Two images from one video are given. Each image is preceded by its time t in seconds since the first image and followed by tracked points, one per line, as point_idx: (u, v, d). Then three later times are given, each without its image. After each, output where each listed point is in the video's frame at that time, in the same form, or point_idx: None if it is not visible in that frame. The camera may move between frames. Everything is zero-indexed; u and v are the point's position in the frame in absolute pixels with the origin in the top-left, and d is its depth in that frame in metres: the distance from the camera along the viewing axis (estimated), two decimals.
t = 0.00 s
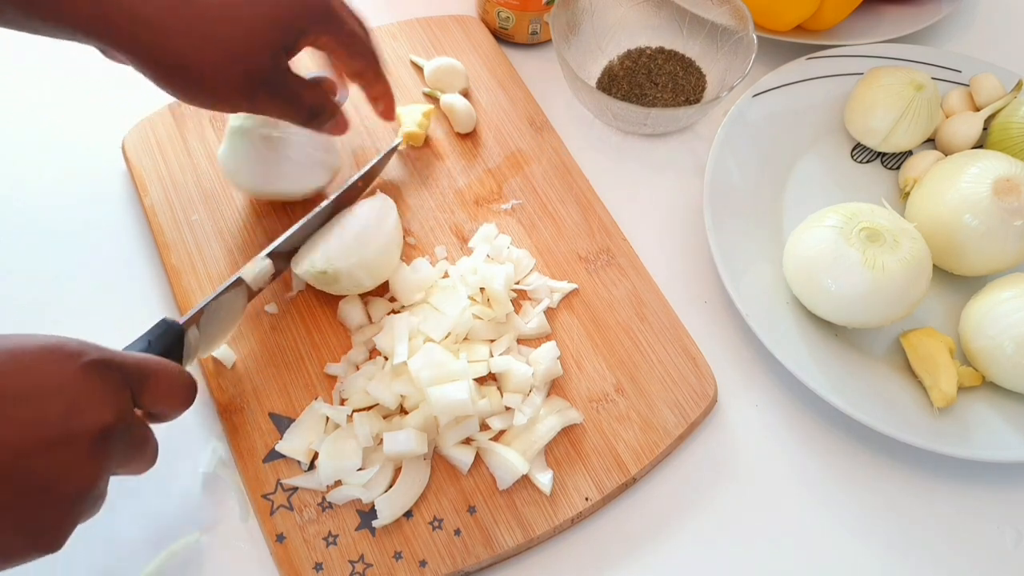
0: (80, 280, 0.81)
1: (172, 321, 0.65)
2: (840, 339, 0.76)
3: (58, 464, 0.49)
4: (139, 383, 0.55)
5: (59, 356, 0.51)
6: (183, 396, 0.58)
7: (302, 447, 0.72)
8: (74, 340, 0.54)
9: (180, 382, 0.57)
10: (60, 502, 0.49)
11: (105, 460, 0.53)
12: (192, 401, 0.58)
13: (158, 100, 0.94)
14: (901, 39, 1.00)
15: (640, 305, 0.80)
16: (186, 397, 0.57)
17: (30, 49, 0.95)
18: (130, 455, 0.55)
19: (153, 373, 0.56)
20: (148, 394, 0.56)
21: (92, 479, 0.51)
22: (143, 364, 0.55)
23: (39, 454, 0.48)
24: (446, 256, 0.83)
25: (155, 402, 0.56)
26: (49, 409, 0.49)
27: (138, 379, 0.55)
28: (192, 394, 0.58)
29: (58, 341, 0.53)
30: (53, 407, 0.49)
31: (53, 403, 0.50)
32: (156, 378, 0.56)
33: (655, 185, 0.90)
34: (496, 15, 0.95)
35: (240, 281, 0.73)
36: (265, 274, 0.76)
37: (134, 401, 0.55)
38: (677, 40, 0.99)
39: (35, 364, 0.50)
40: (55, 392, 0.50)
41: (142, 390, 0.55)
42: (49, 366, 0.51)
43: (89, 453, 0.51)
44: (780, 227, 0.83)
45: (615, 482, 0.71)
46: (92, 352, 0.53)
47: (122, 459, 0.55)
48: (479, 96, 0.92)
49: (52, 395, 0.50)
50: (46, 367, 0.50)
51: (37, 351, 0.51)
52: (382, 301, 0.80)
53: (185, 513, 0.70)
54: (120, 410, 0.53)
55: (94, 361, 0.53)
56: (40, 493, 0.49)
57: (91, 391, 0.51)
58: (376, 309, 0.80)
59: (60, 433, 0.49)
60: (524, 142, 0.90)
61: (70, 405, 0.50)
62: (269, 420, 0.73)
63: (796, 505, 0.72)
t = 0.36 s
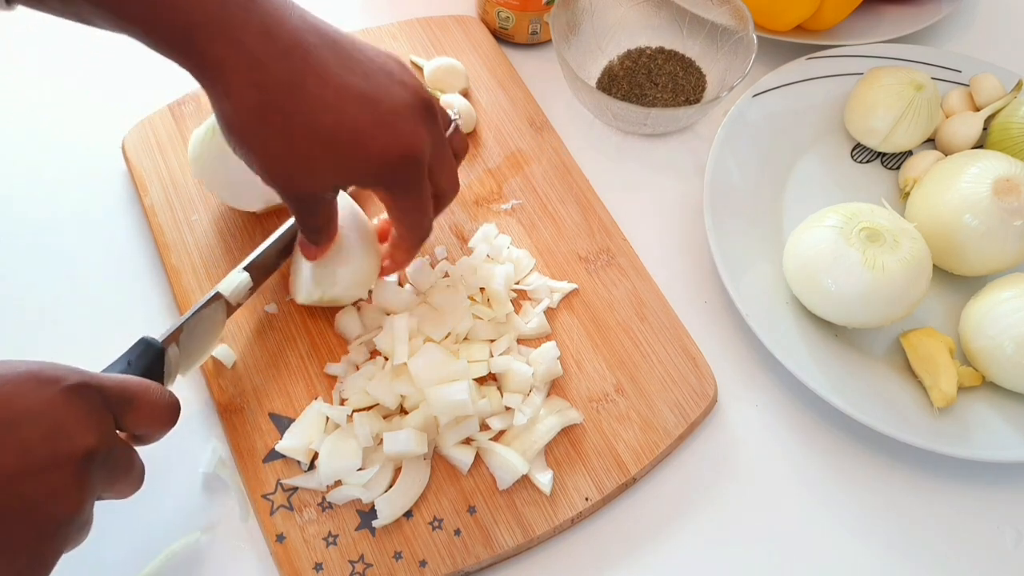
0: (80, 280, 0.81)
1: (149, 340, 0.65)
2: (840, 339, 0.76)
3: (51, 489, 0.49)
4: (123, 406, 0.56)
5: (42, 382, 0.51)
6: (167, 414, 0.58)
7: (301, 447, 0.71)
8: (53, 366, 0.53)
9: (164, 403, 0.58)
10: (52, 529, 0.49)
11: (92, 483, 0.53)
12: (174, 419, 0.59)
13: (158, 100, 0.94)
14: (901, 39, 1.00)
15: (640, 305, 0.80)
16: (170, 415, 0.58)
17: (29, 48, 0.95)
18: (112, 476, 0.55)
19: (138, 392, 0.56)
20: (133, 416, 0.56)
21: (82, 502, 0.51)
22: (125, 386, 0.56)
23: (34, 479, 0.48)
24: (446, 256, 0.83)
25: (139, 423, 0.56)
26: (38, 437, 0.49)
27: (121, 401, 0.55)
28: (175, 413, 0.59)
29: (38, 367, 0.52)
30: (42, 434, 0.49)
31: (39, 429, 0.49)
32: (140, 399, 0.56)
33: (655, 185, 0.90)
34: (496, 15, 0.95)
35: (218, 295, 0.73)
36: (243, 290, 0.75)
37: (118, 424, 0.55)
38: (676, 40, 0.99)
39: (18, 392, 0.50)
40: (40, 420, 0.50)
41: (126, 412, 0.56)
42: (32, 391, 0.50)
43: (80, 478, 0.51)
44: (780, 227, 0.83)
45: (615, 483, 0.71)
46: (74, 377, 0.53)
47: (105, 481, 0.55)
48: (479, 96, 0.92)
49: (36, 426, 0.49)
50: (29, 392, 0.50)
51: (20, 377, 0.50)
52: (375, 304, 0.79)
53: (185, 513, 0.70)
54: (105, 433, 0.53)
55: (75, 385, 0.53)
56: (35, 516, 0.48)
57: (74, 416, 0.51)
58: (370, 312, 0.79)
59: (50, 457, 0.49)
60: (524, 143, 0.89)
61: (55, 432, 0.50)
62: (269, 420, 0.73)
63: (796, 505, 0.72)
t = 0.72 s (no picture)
0: (79, 280, 0.81)
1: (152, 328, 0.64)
2: (840, 339, 0.76)
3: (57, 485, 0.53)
4: (126, 401, 0.56)
5: (54, 378, 0.53)
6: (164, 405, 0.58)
7: (301, 447, 0.71)
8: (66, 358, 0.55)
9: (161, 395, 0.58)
10: (51, 520, 0.53)
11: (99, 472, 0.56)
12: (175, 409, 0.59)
13: (158, 100, 0.94)
14: (901, 39, 1.00)
15: (640, 305, 0.80)
16: (172, 406, 0.58)
17: (29, 48, 0.95)
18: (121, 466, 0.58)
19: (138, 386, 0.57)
20: (134, 411, 0.57)
21: (86, 500, 0.55)
22: (131, 380, 0.56)
23: (38, 476, 0.52)
24: (446, 256, 0.83)
25: (140, 416, 0.57)
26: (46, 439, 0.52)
27: (126, 396, 0.56)
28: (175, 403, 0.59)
29: (53, 360, 0.54)
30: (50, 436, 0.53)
31: (48, 432, 0.53)
32: (140, 392, 0.56)
33: (655, 185, 0.90)
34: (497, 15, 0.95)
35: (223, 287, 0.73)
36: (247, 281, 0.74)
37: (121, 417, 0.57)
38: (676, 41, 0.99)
39: (28, 390, 0.52)
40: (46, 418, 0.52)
41: (129, 406, 0.56)
42: (42, 390, 0.53)
43: (81, 474, 0.54)
44: (780, 228, 0.83)
45: (615, 483, 0.71)
46: (84, 372, 0.55)
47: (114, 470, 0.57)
48: (479, 96, 0.92)
49: (37, 425, 0.52)
50: (38, 388, 0.53)
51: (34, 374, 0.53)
52: (373, 304, 0.79)
53: (185, 513, 0.70)
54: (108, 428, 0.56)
55: (82, 382, 0.54)
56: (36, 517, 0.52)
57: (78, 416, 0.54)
58: (367, 312, 0.79)
59: (52, 456, 0.53)
60: (524, 143, 0.90)
61: (55, 431, 0.53)
62: (269, 420, 0.73)
63: (796, 504, 0.72)
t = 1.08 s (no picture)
0: (79, 281, 0.81)
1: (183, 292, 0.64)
2: (840, 339, 0.76)
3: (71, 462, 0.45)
4: (159, 361, 0.53)
5: (92, 335, 0.47)
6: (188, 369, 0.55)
7: (302, 447, 0.71)
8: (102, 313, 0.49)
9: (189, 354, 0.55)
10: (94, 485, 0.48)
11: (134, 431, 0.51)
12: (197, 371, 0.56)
13: (158, 100, 0.94)
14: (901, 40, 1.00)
15: (640, 305, 0.80)
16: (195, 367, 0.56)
17: (28, 48, 0.95)
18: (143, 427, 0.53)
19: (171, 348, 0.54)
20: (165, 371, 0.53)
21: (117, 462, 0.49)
22: (164, 341, 0.53)
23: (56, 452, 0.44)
24: (446, 256, 0.83)
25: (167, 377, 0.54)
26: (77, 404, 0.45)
27: (158, 357, 0.53)
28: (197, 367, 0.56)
29: (86, 312, 0.48)
30: (59, 408, 0.45)
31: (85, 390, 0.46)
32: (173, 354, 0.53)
33: (655, 185, 0.90)
34: (497, 15, 0.95)
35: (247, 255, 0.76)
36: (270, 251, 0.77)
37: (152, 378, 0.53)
38: (677, 41, 0.99)
39: (34, 356, 0.44)
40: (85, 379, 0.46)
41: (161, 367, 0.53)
42: (79, 345, 0.46)
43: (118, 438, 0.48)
44: (780, 228, 0.83)
45: (615, 482, 0.71)
46: (121, 329, 0.50)
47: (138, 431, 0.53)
48: (479, 96, 0.92)
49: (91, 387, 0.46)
50: (77, 346, 0.46)
51: (45, 336, 0.45)
52: (373, 304, 0.79)
53: (185, 513, 0.70)
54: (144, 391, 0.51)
55: (118, 340, 0.49)
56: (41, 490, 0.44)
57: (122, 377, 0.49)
58: (368, 312, 0.79)
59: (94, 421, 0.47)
60: (524, 143, 0.90)
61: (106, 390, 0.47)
62: (269, 420, 0.73)
63: (797, 504, 0.72)
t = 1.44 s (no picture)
0: (79, 281, 0.81)
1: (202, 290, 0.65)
2: (840, 339, 0.76)
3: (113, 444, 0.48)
4: (187, 362, 0.57)
5: (137, 330, 0.51)
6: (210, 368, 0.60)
7: (302, 447, 0.72)
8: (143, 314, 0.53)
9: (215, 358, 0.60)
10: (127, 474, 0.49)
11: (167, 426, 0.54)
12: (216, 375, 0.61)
13: (158, 100, 0.94)
14: (901, 40, 1.00)
15: (640, 305, 0.80)
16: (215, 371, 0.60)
17: (28, 48, 0.95)
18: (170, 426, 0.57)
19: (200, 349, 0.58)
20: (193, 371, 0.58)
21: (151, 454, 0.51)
22: (191, 340, 0.57)
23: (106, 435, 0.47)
24: (446, 256, 0.83)
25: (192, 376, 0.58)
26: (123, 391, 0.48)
27: (187, 356, 0.57)
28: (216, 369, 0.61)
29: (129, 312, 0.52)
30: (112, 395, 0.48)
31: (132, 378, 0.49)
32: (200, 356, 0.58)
33: (655, 185, 0.90)
34: (497, 15, 0.95)
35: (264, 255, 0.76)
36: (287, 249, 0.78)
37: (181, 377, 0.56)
38: (676, 41, 0.99)
39: (91, 343, 0.47)
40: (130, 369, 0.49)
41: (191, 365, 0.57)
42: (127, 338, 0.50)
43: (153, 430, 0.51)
44: (780, 228, 0.83)
45: (615, 482, 0.71)
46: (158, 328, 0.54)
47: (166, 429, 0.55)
48: (479, 96, 0.92)
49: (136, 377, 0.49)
50: (126, 338, 0.50)
51: (96, 325, 0.48)
52: (373, 304, 0.79)
53: (185, 513, 0.70)
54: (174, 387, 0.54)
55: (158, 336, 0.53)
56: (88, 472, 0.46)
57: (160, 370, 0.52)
58: (368, 313, 0.79)
59: (138, 408, 0.49)
60: (524, 143, 0.90)
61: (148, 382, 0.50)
62: (269, 420, 0.73)
63: (797, 504, 0.72)
